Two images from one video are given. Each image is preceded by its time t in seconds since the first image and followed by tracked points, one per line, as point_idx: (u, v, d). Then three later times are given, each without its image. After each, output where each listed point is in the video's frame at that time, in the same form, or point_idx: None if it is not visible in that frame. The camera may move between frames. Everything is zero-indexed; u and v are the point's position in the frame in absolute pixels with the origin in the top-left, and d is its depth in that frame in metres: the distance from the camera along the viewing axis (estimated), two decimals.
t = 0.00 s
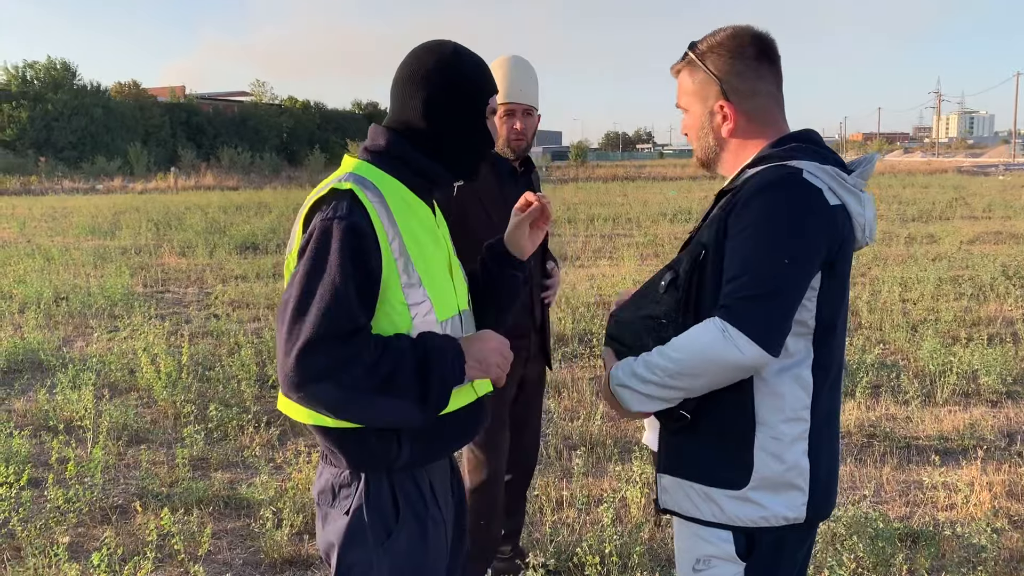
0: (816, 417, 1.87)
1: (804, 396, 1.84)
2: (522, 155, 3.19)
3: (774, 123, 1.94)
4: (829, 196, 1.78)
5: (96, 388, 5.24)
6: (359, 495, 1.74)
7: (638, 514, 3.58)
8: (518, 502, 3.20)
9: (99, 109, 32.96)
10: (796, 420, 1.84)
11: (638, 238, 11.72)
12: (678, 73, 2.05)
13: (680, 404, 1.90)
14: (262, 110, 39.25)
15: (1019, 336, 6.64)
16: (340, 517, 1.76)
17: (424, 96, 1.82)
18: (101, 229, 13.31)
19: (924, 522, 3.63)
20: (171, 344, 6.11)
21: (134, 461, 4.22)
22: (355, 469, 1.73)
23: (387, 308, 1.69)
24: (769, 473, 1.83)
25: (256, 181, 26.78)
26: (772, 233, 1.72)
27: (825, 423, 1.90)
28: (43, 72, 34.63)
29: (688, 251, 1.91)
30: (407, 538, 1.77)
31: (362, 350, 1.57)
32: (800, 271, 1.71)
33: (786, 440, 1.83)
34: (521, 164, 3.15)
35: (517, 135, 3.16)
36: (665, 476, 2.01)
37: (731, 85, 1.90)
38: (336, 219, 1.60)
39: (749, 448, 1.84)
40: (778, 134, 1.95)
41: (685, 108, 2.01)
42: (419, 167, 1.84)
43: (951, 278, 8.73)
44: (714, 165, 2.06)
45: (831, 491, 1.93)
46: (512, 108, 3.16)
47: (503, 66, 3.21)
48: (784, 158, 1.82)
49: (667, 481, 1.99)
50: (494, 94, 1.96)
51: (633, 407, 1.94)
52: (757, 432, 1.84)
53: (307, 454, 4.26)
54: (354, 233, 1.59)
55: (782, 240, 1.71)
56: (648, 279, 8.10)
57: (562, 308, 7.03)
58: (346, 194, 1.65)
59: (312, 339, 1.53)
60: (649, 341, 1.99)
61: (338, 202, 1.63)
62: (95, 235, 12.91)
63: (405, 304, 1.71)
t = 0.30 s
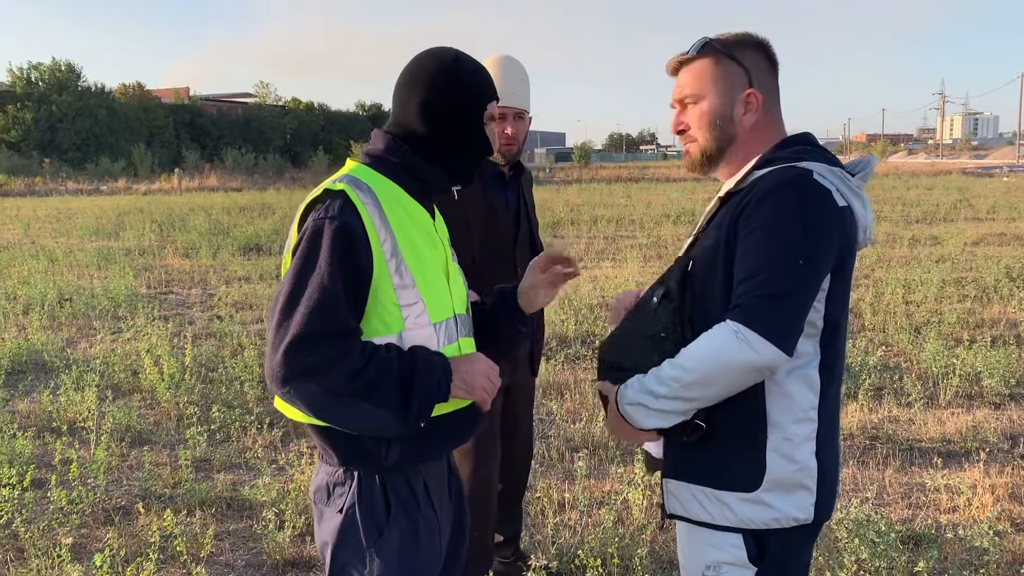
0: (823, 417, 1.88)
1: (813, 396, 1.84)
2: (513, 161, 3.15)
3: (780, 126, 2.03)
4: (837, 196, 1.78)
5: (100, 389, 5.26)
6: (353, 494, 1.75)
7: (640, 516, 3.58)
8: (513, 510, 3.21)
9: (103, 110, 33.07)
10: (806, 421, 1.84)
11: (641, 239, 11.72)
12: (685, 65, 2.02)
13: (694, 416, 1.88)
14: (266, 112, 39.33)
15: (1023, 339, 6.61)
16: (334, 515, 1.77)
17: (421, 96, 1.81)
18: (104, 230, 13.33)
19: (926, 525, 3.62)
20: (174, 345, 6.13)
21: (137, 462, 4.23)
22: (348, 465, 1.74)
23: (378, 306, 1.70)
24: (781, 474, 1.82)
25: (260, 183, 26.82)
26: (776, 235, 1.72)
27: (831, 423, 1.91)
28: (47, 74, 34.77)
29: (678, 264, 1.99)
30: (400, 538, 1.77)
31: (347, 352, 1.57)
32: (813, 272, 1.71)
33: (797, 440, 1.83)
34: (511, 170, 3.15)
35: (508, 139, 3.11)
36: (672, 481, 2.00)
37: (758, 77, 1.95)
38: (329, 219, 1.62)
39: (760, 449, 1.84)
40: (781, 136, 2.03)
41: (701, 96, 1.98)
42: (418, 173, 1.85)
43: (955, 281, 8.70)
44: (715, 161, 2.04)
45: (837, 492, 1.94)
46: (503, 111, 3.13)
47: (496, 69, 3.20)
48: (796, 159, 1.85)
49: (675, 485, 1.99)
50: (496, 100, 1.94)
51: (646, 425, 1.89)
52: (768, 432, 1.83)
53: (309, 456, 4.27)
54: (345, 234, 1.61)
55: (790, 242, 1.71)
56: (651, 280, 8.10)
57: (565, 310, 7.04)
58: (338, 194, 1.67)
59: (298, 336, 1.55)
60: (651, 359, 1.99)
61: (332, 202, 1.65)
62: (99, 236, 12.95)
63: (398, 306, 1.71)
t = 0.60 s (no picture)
0: (830, 418, 1.88)
1: (820, 397, 1.84)
2: (519, 167, 3.14)
3: (778, 126, 2.03)
4: (841, 197, 1.77)
5: (104, 390, 5.26)
6: (356, 494, 1.75)
7: (644, 517, 3.56)
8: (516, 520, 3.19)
9: (107, 112, 33.15)
10: (812, 423, 1.83)
11: (644, 240, 11.72)
12: (681, 68, 2.02)
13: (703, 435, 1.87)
14: (269, 113, 39.38)
15: None
16: (338, 516, 1.77)
17: (409, 90, 1.82)
18: (108, 231, 13.35)
19: (930, 526, 3.60)
20: (178, 346, 6.14)
21: (141, 463, 4.23)
22: (350, 466, 1.74)
23: (373, 309, 1.69)
24: (789, 476, 1.82)
25: (262, 185, 26.86)
26: (780, 239, 1.71)
27: (836, 424, 1.91)
28: (51, 75, 34.86)
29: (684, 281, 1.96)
30: (405, 537, 1.76)
31: (345, 360, 1.57)
32: (819, 272, 1.71)
33: (804, 442, 1.82)
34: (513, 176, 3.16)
35: (516, 145, 3.10)
36: (680, 484, 1.99)
37: (754, 78, 1.96)
38: (321, 224, 1.61)
39: (769, 451, 1.83)
40: (779, 136, 2.03)
41: (698, 99, 1.98)
42: (413, 173, 1.85)
43: (959, 282, 8.68)
44: (715, 163, 2.03)
45: (842, 492, 1.94)
46: (510, 116, 3.12)
47: (505, 71, 3.17)
48: (800, 160, 1.84)
49: (683, 488, 1.98)
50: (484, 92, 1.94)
51: (655, 446, 1.89)
52: (776, 435, 1.83)
53: (313, 457, 4.27)
54: (338, 239, 1.60)
55: (795, 245, 1.70)
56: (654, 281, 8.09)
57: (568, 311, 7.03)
58: (328, 200, 1.65)
59: (296, 345, 1.55)
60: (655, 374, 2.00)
61: (322, 208, 1.64)
62: (103, 237, 12.97)
63: (394, 307, 1.71)
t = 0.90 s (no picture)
0: (828, 424, 1.88)
1: (819, 404, 1.84)
2: (527, 172, 3.14)
3: (771, 128, 2.03)
4: (839, 201, 1.77)
5: (108, 391, 5.27)
6: (357, 497, 1.75)
7: (647, 519, 3.56)
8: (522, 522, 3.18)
9: (111, 113, 33.23)
10: (811, 430, 1.83)
11: (648, 241, 11.72)
12: (673, 70, 2.02)
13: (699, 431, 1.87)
14: (273, 114, 39.44)
15: None
16: (339, 520, 1.77)
17: (389, 94, 1.80)
18: (112, 232, 13.38)
19: (934, 528, 3.60)
20: (182, 347, 6.16)
21: (145, 464, 4.24)
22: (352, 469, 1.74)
23: (374, 313, 1.70)
24: (789, 485, 1.81)
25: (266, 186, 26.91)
26: (780, 244, 1.71)
27: (835, 430, 1.91)
28: (56, 76, 34.94)
29: (714, 280, 1.87)
30: (406, 541, 1.76)
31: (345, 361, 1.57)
32: (823, 275, 1.71)
33: (803, 450, 1.82)
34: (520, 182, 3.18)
35: (525, 152, 3.09)
36: (677, 494, 1.98)
37: (745, 80, 1.96)
38: (319, 228, 1.62)
39: (768, 460, 1.82)
40: (773, 138, 2.03)
41: (689, 102, 1.98)
42: (408, 174, 1.86)
43: (963, 283, 8.66)
44: (709, 166, 2.03)
45: (842, 498, 1.95)
46: (520, 122, 3.09)
47: (513, 75, 3.14)
48: (795, 164, 1.84)
49: (681, 497, 1.97)
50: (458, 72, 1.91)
51: (653, 437, 1.89)
52: (775, 443, 1.82)
53: (316, 458, 4.27)
54: (336, 243, 1.60)
55: (798, 250, 1.69)
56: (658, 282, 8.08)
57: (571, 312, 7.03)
58: (325, 205, 1.66)
59: (296, 349, 1.55)
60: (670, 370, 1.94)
61: (319, 213, 1.64)
62: (108, 238, 13.01)
63: (394, 309, 1.71)
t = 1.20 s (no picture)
0: (825, 431, 1.87)
1: (816, 411, 1.83)
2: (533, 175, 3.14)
3: (762, 127, 2.03)
4: (833, 204, 1.78)
5: (110, 392, 5.28)
6: (357, 505, 1.74)
7: (649, 521, 3.56)
8: (525, 524, 3.18)
9: (114, 114, 33.29)
10: (807, 438, 1.82)
11: (651, 242, 11.71)
12: (663, 69, 2.02)
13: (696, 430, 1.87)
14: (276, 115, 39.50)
15: None
16: (338, 526, 1.77)
17: (384, 98, 1.81)
18: (115, 233, 13.41)
19: (937, 530, 3.58)
20: (185, 348, 6.16)
21: (147, 465, 4.25)
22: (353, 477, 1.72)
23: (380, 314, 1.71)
24: (783, 493, 1.81)
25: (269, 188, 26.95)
26: (781, 247, 1.70)
27: (832, 436, 1.90)
28: (60, 78, 35.01)
29: (725, 275, 1.80)
30: (406, 547, 1.77)
31: (390, 333, 1.56)
32: (822, 280, 1.70)
33: (799, 458, 1.82)
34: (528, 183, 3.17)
35: (529, 155, 3.10)
36: (671, 503, 1.98)
37: (737, 79, 1.95)
38: (321, 237, 1.59)
39: (763, 469, 1.82)
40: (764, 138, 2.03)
41: (679, 101, 1.98)
42: (398, 176, 1.85)
43: (967, 284, 8.63)
44: (701, 165, 2.03)
45: (841, 504, 1.94)
46: (525, 125, 3.11)
47: (520, 79, 3.17)
48: (788, 167, 1.84)
49: (675, 507, 1.97)
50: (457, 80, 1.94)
51: (651, 429, 1.89)
52: (769, 451, 1.82)
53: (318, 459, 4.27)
54: (341, 247, 1.58)
55: (797, 252, 1.69)
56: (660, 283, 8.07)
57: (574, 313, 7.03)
58: (323, 212, 1.64)
59: (349, 356, 1.53)
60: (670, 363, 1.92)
61: (320, 220, 1.62)
62: (111, 239, 13.03)
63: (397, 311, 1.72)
